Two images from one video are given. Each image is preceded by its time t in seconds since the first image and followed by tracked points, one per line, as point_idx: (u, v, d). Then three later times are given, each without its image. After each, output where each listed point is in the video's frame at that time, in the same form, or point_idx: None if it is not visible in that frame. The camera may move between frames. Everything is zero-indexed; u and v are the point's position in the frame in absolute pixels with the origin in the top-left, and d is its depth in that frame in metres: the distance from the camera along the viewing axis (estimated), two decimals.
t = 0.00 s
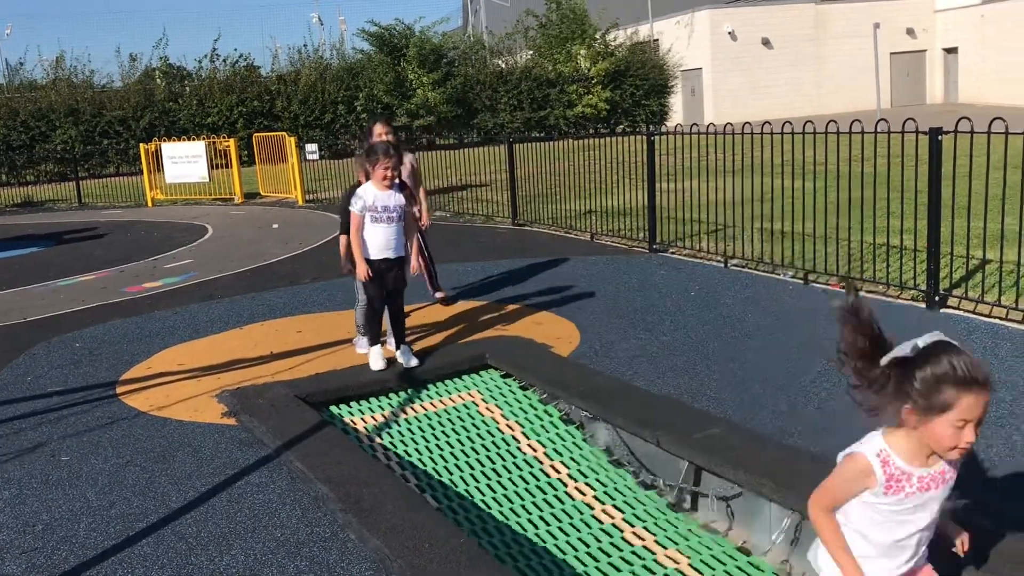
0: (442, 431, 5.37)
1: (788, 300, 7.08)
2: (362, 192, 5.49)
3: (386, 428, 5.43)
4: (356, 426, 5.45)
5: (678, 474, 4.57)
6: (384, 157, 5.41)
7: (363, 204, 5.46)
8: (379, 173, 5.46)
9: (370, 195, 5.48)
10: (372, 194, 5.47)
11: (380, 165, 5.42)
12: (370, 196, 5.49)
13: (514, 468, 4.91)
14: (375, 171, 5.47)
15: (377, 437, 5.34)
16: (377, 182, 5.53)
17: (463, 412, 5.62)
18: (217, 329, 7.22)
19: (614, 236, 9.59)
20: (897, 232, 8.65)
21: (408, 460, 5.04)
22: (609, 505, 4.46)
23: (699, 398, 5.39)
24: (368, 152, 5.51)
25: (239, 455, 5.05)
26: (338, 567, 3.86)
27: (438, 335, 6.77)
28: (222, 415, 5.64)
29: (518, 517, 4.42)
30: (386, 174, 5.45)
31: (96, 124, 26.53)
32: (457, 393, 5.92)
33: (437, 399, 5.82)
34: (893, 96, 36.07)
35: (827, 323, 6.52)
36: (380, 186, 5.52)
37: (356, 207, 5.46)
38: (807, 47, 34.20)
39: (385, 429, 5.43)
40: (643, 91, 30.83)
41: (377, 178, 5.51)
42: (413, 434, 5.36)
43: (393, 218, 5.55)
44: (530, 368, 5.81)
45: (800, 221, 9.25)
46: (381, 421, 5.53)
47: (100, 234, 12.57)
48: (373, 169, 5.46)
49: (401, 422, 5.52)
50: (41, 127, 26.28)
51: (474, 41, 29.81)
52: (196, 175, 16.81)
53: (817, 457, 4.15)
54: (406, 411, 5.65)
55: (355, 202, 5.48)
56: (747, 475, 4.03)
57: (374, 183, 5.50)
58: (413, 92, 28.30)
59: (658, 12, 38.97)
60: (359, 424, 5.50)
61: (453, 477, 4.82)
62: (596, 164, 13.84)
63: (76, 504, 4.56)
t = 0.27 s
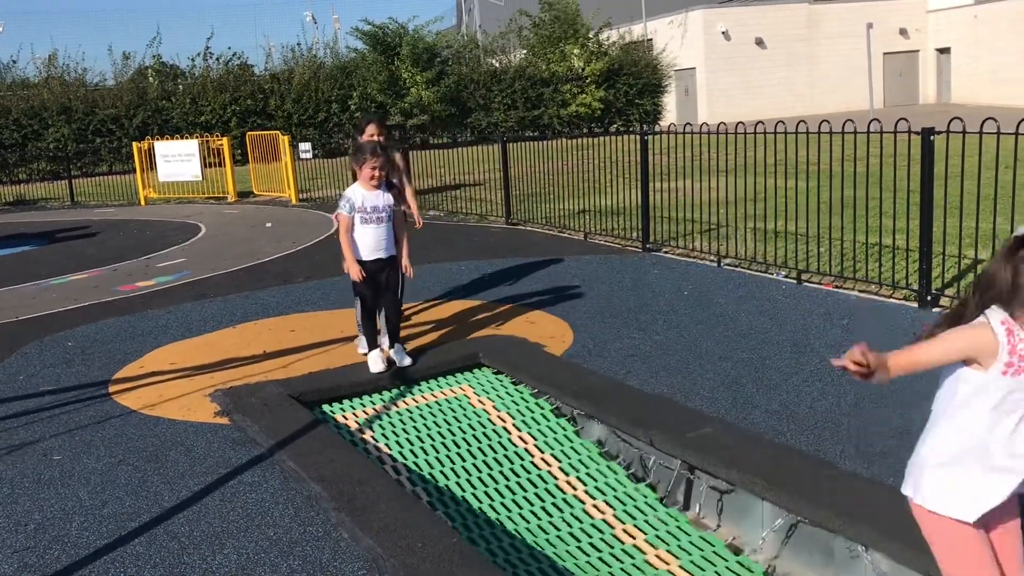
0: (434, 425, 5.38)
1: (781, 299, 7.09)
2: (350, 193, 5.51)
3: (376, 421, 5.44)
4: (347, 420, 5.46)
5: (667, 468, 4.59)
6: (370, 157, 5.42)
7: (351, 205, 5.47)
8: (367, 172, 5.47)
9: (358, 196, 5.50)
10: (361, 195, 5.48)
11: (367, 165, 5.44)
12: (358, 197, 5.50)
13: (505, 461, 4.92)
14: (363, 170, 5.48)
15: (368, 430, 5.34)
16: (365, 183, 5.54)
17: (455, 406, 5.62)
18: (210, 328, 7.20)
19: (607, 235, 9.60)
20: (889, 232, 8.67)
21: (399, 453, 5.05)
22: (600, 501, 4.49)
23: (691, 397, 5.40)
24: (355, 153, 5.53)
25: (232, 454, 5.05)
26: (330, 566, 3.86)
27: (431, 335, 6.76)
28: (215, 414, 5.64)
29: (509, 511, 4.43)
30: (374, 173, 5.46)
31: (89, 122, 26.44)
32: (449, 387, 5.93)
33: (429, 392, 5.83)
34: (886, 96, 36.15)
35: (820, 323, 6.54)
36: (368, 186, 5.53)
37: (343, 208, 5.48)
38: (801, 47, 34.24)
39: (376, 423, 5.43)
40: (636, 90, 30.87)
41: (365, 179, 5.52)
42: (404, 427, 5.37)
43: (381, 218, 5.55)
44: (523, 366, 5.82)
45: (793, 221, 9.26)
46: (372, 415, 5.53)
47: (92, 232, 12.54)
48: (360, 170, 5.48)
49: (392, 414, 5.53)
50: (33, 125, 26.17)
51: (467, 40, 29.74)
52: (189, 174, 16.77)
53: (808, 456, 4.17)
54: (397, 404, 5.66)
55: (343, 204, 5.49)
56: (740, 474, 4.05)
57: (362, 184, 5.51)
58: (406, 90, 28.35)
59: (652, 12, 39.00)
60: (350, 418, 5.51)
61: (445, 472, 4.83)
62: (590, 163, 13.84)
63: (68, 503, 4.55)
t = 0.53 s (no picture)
0: (432, 426, 5.38)
1: (778, 300, 7.11)
2: (349, 194, 5.51)
3: (375, 424, 5.44)
4: (345, 422, 5.46)
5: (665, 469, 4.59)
6: (368, 159, 5.42)
7: (350, 207, 5.48)
8: (365, 174, 5.47)
9: (357, 197, 5.50)
10: (359, 196, 5.48)
11: (365, 166, 5.44)
12: (356, 198, 5.50)
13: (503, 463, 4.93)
14: (361, 172, 5.48)
15: (366, 433, 5.35)
16: (363, 184, 5.54)
17: (453, 408, 5.63)
18: (208, 329, 7.21)
19: (604, 235, 9.61)
20: (886, 233, 8.68)
21: (397, 455, 5.05)
22: (598, 497, 4.51)
23: (689, 397, 5.41)
24: (353, 154, 5.53)
25: (229, 454, 5.05)
26: (328, 566, 3.86)
27: (431, 335, 6.76)
28: (212, 414, 5.64)
29: (507, 509, 4.45)
30: (372, 175, 5.46)
31: (87, 123, 26.41)
32: (447, 388, 5.93)
33: (427, 395, 5.83)
34: (884, 96, 36.18)
35: (817, 323, 6.55)
36: (366, 187, 5.53)
37: (341, 209, 5.49)
38: (798, 48, 34.26)
39: (374, 425, 5.44)
40: (634, 91, 30.94)
41: (363, 180, 5.52)
42: (403, 429, 5.38)
43: (379, 219, 5.56)
44: (520, 366, 5.83)
45: (790, 222, 9.27)
46: (370, 418, 5.53)
47: (90, 233, 12.53)
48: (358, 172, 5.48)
49: (391, 418, 5.53)
50: (30, 125, 26.15)
51: (465, 40, 29.73)
52: (187, 174, 16.76)
53: (806, 457, 4.17)
54: (396, 407, 5.67)
55: (341, 205, 5.49)
56: (737, 475, 4.05)
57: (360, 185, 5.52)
58: (403, 91, 28.47)
59: (650, 13, 39.03)
60: (349, 420, 5.51)
61: (443, 473, 4.84)
62: (587, 164, 13.85)
63: (65, 503, 4.55)
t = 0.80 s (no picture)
0: (432, 425, 5.38)
1: (779, 301, 7.10)
2: (358, 193, 5.47)
3: (375, 423, 5.44)
4: (346, 422, 5.46)
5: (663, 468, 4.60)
6: (379, 159, 5.38)
7: (360, 205, 5.44)
8: (375, 174, 5.43)
9: (367, 197, 5.47)
10: (369, 196, 5.45)
11: (375, 166, 5.39)
12: (365, 197, 5.47)
13: (503, 459, 4.93)
14: (372, 171, 5.44)
15: (366, 432, 5.34)
16: (373, 183, 5.50)
17: (453, 407, 5.63)
18: (209, 330, 7.21)
19: (605, 236, 9.61)
20: (887, 234, 8.68)
21: (397, 453, 5.06)
22: (598, 492, 4.47)
23: (690, 398, 5.41)
24: (364, 153, 5.49)
25: (230, 456, 5.05)
26: (328, 567, 3.86)
27: (434, 336, 6.76)
28: (213, 415, 5.64)
29: (508, 509, 4.44)
30: (383, 175, 5.42)
31: (87, 124, 26.41)
32: (447, 388, 5.93)
33: (427, 394, 5.83)
34: (884, 97, 36.21)
35: (818, 325, 6.54)
36: (376, 187, 5.50)
37: (351, 207, 5.45)
38: (799, 49, 34.26)
39: (374, 424, 5.43)
40: (634, 91, 30.98)
41: (374, 179, 5.48)
42: (402, 428, 5.38)
43: (389, 219, 5.53)
44: (520, 367, 5.84)
45: (790, 223, 9.27)
46: (370, 417, 5.53)
47: (90, 234, 12.53)
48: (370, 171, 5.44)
49: (391, 416, 5.54)
50: (31, 126, 26.17)
51: (465, 41, 29.75)
52: (187, 175, 16.77)
53: (807, 458, 4.17)
54: (396, 405, 5.67)
55: (351, 203, 5.46)
56: (737, 476, 4.06)
57: (371, 185, 5.48)
58: (404, 92, 28.28)
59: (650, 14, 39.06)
60: (349, 419, 5.51)
61: (443, 472, 4.83)
62: (588, 164, 13.84)
63: (66, 505, 4.55)
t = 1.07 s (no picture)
0: (433, 429, 5.39)
1: (781, 304, 7.10)
2: (363, 195, 5.46)
3: (376, 426, 5.45)
4: (347, 425, 5.46)
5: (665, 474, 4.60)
6: (385, 162, 5.38)
7: (366, 208, 5.43)
8: (380, 177, 5.43)
9: (373, 199, 5.46)
10: (375, 198, 5.44)
11: (381, 169, 5.39)
12: (371, 200, 5.46)
13: (504, 466, 4.94)
14: (377, 174, 5.43)
15: (368, 435, 5.34)
16: (378, 186, 5.49)
17: (455, 411, 5.63)
18: (211, 332, 7.21)
19: (606, 239, 9.62)
20: (889, 238, 8.68)
21: (398, 456, 5.07)
22: (599, 508, 4.48)
23: (692, 401, 5.41)
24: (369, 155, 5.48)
25: (232, 457, 5.05)
26: (330, 569, 3.86)
27: (436, 339, 6.77)
28: (215, 417, 5.64)
29: (509, 515, 4.44)
30: (389, 178, 5.42)
31: (89, 125, 26.43)
32: (449, 391, 5.93)
33: (428, 397, 5.84)
34: (886, 100, 36.22)
35: (820, 328, 6.54)
36: (382, 190, 5.49)
37: (356, 210, 5.44)
38: (801, 52, 34.26)
39: (376, 428, 5.43)
40: (636, 94, 31.01)
41: (379, 182, 5.47)
42: (404, 432, 5.38)
43: (394, 221, 5.53)
44: (522, 370, 5.85)
45: (792, 226, 9.27)
46: (372, 420, 5.53)
47: (92, 235, 12.54)
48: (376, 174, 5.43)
49: (392, 419, 5.54)
50: (33, 128, 26.20)
51: (467, 44, 29.77)
52: (189, 177, 16.78)
53: (808, 461, 4.17)
54: (398, 409, 5.67)
55: (357, 206, 5.44)
56: (739, 478, 4.06)
57: (377, 188, 5.47)
58: (406, 94, 28.44)
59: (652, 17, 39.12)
60: (350, 422, 5.52)
61: (444, 477, 4.83)
62: (590, 167, 13.85)
63: (68, 506, 4.56)
